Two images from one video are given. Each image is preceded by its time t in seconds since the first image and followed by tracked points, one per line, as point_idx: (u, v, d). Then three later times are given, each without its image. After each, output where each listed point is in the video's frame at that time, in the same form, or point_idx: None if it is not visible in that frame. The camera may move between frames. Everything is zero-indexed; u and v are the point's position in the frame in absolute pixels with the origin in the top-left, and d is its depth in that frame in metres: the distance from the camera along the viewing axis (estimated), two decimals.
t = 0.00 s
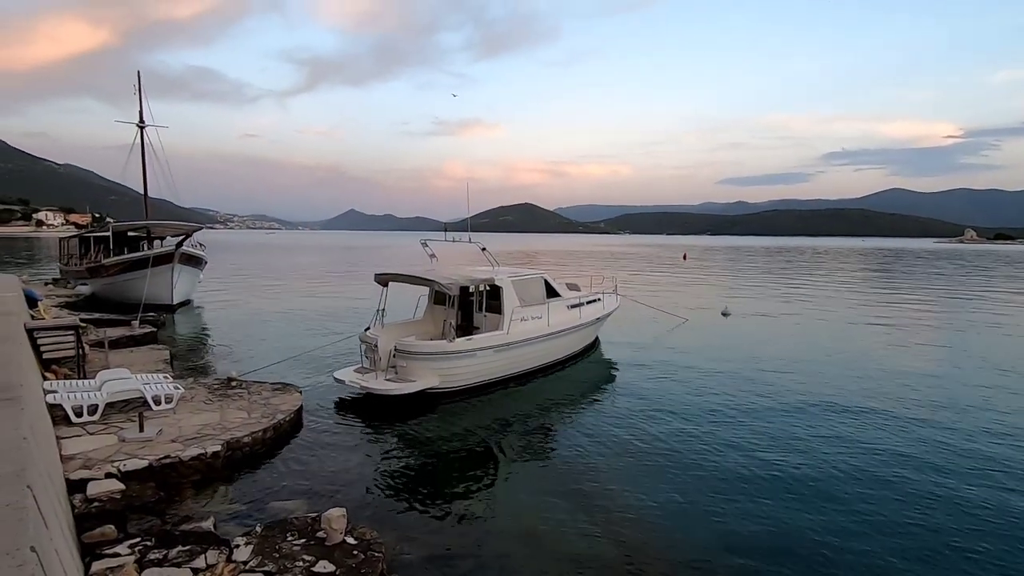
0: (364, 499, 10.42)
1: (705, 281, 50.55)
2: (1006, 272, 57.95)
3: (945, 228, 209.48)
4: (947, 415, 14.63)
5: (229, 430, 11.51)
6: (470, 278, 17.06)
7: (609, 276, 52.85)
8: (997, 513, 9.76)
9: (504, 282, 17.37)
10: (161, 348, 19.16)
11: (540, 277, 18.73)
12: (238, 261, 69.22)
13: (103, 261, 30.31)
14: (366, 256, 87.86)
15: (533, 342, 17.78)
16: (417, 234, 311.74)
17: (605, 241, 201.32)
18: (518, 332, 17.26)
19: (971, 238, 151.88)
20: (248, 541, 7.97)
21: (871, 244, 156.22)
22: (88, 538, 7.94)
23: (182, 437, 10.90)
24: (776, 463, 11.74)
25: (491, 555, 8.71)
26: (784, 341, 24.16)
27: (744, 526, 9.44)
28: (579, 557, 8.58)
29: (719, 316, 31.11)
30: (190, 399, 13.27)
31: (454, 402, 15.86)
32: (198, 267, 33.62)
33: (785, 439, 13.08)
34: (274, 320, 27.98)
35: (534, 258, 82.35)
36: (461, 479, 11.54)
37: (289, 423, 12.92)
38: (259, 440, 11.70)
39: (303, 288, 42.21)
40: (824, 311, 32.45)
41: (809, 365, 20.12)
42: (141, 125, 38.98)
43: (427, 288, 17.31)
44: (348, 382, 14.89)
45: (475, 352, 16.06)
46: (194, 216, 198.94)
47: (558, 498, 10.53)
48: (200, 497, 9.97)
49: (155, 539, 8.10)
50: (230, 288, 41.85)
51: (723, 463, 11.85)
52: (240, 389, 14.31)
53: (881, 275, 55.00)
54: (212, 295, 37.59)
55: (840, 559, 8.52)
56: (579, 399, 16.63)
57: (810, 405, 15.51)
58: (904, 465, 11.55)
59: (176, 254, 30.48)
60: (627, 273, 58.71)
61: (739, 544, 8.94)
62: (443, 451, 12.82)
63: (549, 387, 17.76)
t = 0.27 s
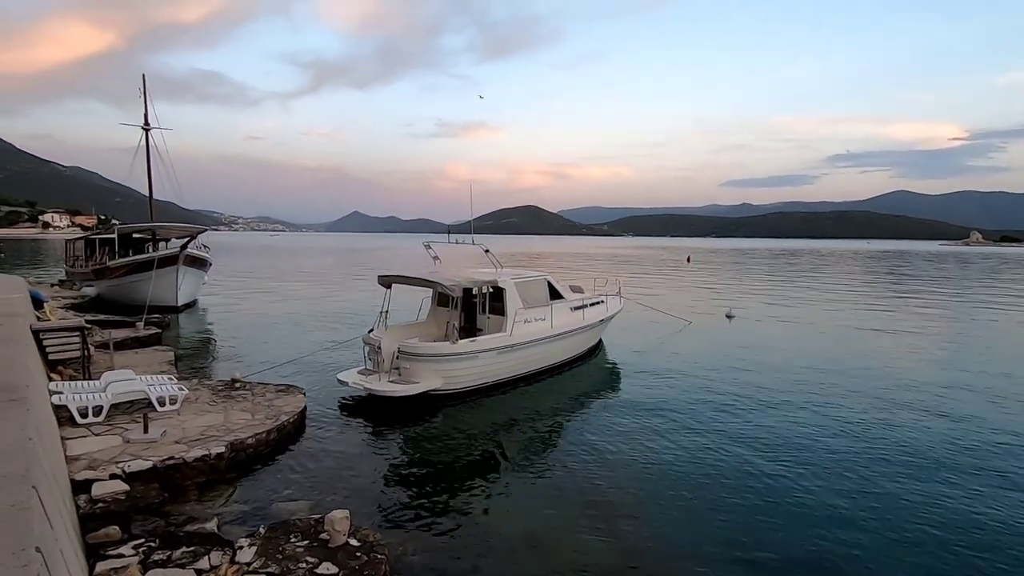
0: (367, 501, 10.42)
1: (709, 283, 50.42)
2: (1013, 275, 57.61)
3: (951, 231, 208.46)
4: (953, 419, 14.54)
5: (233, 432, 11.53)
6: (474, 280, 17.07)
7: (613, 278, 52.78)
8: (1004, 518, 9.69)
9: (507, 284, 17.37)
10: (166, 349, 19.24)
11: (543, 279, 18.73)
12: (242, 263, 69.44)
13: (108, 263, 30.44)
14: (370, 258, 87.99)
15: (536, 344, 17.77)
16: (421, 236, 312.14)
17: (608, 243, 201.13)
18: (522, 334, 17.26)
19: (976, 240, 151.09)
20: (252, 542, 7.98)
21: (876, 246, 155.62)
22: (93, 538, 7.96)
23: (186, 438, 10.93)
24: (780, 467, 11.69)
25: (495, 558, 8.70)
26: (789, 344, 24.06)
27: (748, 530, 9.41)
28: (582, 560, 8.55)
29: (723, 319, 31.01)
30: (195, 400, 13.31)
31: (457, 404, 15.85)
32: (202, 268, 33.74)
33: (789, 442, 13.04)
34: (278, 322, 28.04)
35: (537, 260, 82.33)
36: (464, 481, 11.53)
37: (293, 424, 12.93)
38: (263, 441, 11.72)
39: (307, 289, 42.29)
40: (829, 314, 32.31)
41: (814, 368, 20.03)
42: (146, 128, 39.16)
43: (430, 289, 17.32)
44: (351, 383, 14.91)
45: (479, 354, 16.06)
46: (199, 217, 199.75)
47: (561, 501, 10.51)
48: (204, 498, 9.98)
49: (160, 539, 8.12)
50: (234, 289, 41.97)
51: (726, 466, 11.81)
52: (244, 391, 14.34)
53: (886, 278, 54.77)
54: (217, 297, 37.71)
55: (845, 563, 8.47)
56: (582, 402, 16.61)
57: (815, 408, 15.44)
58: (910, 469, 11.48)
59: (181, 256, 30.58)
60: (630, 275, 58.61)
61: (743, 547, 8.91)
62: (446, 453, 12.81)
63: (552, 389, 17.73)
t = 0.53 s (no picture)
0: (369, 503, 10.42)
1: (711, 284, 50.37)
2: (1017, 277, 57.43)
3: (954, 232, 207.85)
4: (957, 421, 14.46)
5: (236, 433, 11.55)
6: (475, 282, 17.08)
7: (615, 280, 52.76)
8: (1009, 520, 9.64)
9: (509, 285, 17.38)
10: (170, 350, 19.31)
11: (545, 280, 18.73)
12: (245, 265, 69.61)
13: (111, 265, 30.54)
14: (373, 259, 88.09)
15: (538, 345, 17.76)
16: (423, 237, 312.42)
17: (609, 244, 201.12)
18: (524, 335, 17.26)
19: (979, 241, 150.76)
20: (254, 543, 7.99)
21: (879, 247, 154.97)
22: (96, 539, 7.98)
23: (189, 439, 10.95)
24: (783, 469, 11.66)
25: (496, 559, 8.71)
26: (792, 346, 24.00)
27: (750, 531, 9.39)
28: (585, 562, 8.54)
29: (726, 320, 30.98)
30: (197, 401, 13.34)
31: (459, 406, 15.85)
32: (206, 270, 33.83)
33: (791, 443, 13.02)
34: (280, 323, 28.10)
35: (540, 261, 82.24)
36: (466, 482, 11.53)
37: (295, 426, 12.95)
38: (265, 442, 11.74)
39: (309, 291, 42.37)
40: (832, 315, 32.26)
41: (817, 369, 19.97)
42: (148, 129, 39.26)
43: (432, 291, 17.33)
44: (354, 384, 14.93)
45: (481, 355, 16.07)
46: (202, 219, 200.35)
47: (563, 502, 10.51)
48: (206, 499, 10.00)
49: (162, 540, 8.15)
50: (237, 291, 42.07)
51: (728, 467, 11.80)
52: (247, 392, 14.37)
53: (889, 279, 54.63)
54: (220, 298, 37.79)
55: (849, 565, 8.44)
56: (584, 403, 16.59)
57: (818, 410, 15.39)
58: (914, 471, 11.44)
59: (184, 257, 30.68)
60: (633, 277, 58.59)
61: (746, 549, 8.89)
62: (448, 454, 12.82)
63: (554, 390, 17.72)
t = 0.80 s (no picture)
0: (369, 504, 10.42)
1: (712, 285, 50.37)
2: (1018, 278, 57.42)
3: (955, 233, 207.76)
4: (958, 422, 14.44)
5: (236, 434, 11.56)
6: (476, 283, 17.09)
7: (615, 281, 52.74)
8: (1009, 520, 9.63)
9: (509, 286, 17.39)
10: (170, 352, 19.31)
11: (546, 281, 18.74)
12: (246, 266, 69.60)
13: (112, 266, 30.55)
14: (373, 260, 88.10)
15: (538, 346, 17.76)
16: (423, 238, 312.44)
17: (609, 244, 201.19)
18: (524, 336, 17.27)
19: (980, 242, 150.74)
20: (254, 544, 8.00)
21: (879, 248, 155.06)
22: (96, 540, 7.98)
23: (189, 441, 10.95)
24: (783, 470, 11.65)
25: (496, 560, 8.71)
26: (792, 347, 23.99)
27: (751, 533, 9.38)
28: (585, 563, 8.53)
29: (726, 321, 30.98)
30: (198, 402, 13.35)
31: (459, 407, 15.85)
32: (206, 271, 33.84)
33: (791, 444, 13.03)
34: (281, 324, 28.11)
35: (540, 263, 82.24)
36: (467, 483, 11.53)
37: (296, 427, 12.95)
38: (265, 444, 11.74)
39: (309, 292, 42.37)
40: (832, 316, 32.25)
41: (818, 370, 19.96)
42: (149, 131, 39.31)
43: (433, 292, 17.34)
44: (354, 385, 14.93)
45: (481, 356, 16.07)
46: (202, 221, 200.44)
47: (563, 503, 10.52)
48: (206, 501, 10.00)
49: (162, 542, 8.14)
50: (237, 292, 42.09)
51: (728, 468, 11.81)
52: (247, 393, 14.37)
53: (890, 280, 54.59)
54: (220, 300, 37.80)
55: (849, 566, 8.44)
56: (584, 404, 16.59)
57: (818, 411, 15.38)
58: (915, 472, 11.42)
59: (185, 259, 30.70)
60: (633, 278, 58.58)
61: (747, 551, 8.88)
62: (449, 455, 12.82)
63: (555, 391, 17.72)
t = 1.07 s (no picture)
0: (366, 506, 10.39)
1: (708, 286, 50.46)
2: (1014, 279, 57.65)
3: (950, 234, 208.61)
4: (951, 422, 14.53)
5: (232, 436, 11.52)
6: (472, 284, 17.08)
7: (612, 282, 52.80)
8: (1003, 521, 9.69)
9: (506, 288, 17.39)
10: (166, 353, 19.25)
11: (542, 283, 18.75)
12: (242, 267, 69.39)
13: (107, 268, 30.43)
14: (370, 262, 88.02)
15: (535, 347, 17.77)
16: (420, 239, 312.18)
17: (607, 245, 201.25)
18: (521, 338, 17.29)
19: (975, 242, 151.40)
20: (250, 547, 7.98)
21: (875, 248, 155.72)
22: (91, 543, 7.95)
23: (185, 443, 10.92)
24: (780, 471, 11.66)
25: (493, 562, 8.71)
26: (789, 348, 24.03)
27: (747, 534, 9.37)
28: (582, 565, 8.52)
29: (723, 322, 31.04)
30: (194, 404, 13.30)
31: (456, 409, 15.82)
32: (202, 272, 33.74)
33: (787, 445, 13.07)
34: (278, 326, 28.04)
35: (538, 264, 82.33)
36: (463, 485, 11.52)
37: (292, 429, 12.94)
38: (261, 446, 11.71)
39: (306, 293, 42.31)
40: (828, 317, 32.35)
41: (815, 371, 20.00)
42: (145, 132, 39.18)
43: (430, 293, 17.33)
44: (350, 387, 14.91)
45: (478, 357, 16.07)
46: (199, 222, 199.84)
47: (559, 505, 10.53)
48: (202, 503, 9.97)
49: (158, 544, 8.11)
50: (233, 294, 41.98)
51: (724, 469, 11.84)
52: (243, 395, 14.34)
53: (886, 281, 54.79)
54: (216, 301, 37.68)
55: (846, 568, 8.44)
56: (581, 406, 16.61)
57: (816, 412, 15.40)
58: (911, 474, 11.44)
59: (181, 260, 30.60)
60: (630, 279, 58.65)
61: (743, 553, 8.88)
62: (445, 457, 12.82)
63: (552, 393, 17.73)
